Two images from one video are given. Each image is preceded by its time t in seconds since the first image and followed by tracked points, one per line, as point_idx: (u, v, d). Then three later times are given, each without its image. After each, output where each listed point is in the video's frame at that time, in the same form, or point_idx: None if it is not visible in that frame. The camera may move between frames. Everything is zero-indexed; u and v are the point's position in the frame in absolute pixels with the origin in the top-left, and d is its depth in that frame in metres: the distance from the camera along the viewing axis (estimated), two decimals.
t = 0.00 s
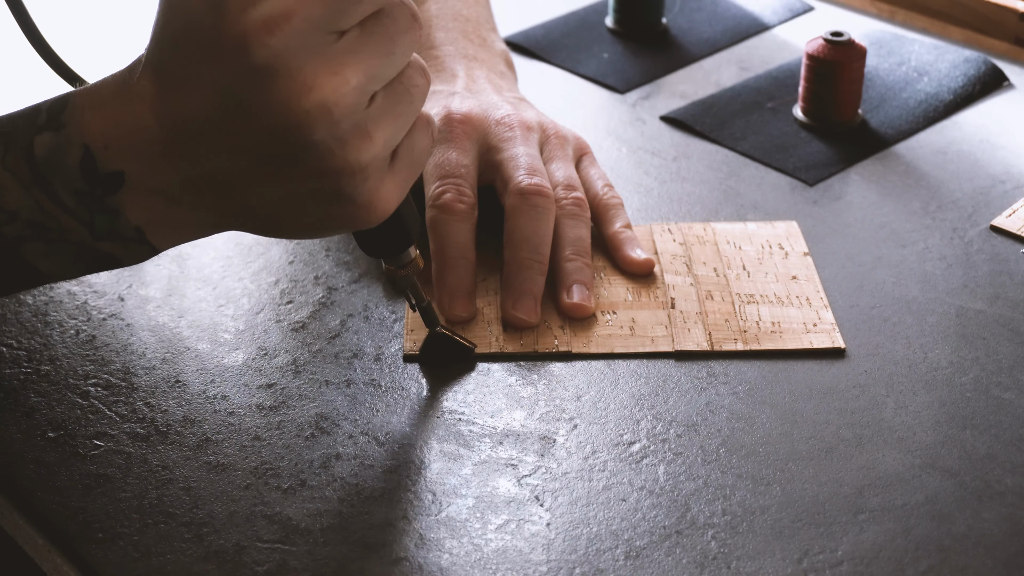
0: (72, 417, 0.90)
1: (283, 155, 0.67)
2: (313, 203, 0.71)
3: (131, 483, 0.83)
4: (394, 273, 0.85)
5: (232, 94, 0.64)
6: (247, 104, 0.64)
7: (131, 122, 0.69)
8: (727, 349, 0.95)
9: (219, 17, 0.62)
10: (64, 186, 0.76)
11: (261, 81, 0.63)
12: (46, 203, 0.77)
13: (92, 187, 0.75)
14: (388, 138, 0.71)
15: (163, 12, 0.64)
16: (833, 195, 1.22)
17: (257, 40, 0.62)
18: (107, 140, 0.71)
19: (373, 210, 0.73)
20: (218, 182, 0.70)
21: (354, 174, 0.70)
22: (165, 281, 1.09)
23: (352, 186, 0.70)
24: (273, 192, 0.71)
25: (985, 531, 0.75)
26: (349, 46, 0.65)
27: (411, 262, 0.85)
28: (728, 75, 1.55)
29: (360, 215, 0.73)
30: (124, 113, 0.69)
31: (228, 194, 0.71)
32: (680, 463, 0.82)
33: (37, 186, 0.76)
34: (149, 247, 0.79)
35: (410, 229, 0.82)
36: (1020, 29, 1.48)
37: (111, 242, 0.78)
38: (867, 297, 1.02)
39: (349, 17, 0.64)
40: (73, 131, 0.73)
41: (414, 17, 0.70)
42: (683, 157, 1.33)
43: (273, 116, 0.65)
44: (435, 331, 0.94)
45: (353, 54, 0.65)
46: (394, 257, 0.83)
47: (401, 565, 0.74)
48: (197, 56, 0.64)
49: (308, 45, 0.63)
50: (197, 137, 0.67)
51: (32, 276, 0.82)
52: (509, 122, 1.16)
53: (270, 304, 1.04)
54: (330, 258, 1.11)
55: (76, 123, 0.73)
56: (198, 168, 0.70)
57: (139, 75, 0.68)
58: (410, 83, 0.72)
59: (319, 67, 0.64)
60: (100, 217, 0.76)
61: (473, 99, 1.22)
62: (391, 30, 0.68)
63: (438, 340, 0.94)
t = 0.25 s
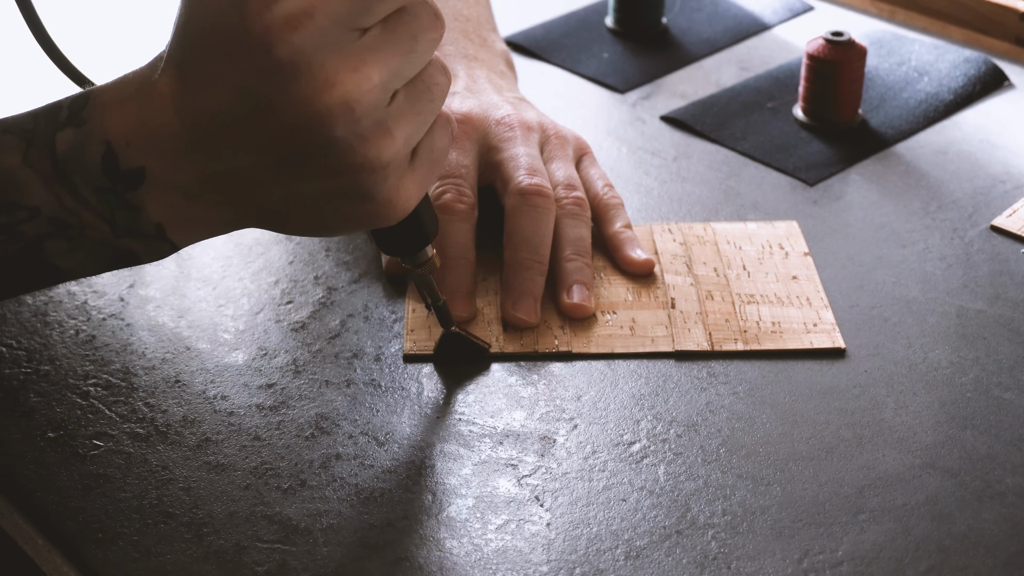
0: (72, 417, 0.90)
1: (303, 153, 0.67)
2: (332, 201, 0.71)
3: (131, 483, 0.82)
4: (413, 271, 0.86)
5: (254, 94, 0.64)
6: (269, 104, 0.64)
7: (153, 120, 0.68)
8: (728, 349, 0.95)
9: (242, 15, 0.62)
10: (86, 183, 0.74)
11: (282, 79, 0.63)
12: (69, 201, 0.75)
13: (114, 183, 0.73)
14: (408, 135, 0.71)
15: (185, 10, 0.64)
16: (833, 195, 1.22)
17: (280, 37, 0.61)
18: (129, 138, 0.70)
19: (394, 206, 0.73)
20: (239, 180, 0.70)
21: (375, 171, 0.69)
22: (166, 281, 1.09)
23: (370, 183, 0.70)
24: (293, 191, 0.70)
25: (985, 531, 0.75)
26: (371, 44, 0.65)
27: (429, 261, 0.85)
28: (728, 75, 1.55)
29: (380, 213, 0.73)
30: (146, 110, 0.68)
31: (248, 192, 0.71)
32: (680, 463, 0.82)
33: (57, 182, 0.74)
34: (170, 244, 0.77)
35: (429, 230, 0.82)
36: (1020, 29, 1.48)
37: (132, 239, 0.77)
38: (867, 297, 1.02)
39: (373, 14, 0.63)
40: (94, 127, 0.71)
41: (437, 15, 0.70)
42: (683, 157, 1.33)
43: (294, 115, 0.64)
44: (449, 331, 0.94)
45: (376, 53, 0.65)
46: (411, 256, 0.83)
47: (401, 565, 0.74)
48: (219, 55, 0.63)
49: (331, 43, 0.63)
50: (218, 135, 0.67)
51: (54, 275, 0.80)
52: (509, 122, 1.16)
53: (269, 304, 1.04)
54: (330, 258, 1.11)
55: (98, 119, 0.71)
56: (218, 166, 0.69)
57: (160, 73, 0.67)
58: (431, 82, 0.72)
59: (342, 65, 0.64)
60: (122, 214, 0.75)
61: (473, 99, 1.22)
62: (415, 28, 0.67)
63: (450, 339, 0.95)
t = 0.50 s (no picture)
0: (72, 417, 0.90)
1: (324, 150, 0.65)
2: (351, 199, 0.69)
3: (131, 483, 0.82)
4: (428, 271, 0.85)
5: (275, 90, 0.62)
6: (290, 101, 0.62)
7: (173, 117, 0.67)
8: (728, 349, 0.95)
9: (264, 11, 0.60)
10: (106, 181, 0.73)
11: (303, 76, 0.61)
12: (88, 198, 0.74)
13: (133, 181, 0.72)
14: (429, 135, 0.69)
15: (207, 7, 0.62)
16: (833, 195, 1.22)
17: (302, 33, 0.60)
18: (149, 136, 0.68)
19: (411, 206, 0.72)
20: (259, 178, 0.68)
21: (395, 170, 0.68)
22: (167, 281, 1.09)
23: (390, 181, 0.68)
24: (313, 189, 0.69)
25: (985, 531, 0.74)
26: (393, 43, 0.63)
27: (443, 262, 0.85)
28: (728, 75, 1.55)
29: (400, 212, 0.71)
30: (165, 107, 0.67)
31: (267, 190, 0.69)
32: (680, 463, 0.82)
33: (77, 180, 0.73)
34: (190, 241, 0.76)
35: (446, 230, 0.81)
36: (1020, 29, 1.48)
37: (152, 236, 0.75)
38: (867, 297, 1.02)
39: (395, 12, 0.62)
40: (114, 125, 0.70)
41: (457, 16, 0.69)
42: (683, 157, 1.33)
43: (314, 113, 0.63)
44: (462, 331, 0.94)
45: (398, 51, 0.64)
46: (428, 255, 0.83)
47: (400, 566, 0.74)
48: (239, 51, 0.62)
49: (352, 41, 0.61)
50: (238, 132, 0.65)
51: (72, 274, 0.79)
52: (509, 122, 1.16)
53: (269, 304, 1.04)
54: (330, 258, 1.11)
55: (119, 118, 0.70)
56: (237, 164, 0.67)
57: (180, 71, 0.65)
58: (450, 82, 0.70)
59: (364, 62, 0.62)
60: (142, 212, 0.73)
61: (473, 99, 1.22)
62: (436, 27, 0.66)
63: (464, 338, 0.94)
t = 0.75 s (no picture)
0: (72, 417, 0.90)
1: (351, 146, 0.65)
2: (375, 197, 0.69)
3: (131, 483, 0.82)
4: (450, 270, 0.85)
5: (303, 86, 0.63)
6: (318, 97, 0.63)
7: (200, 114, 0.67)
8: (728, 349, 0.95)
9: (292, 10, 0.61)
10: (134, 178, 0.73)
11: (331, 72, 0.62)
12: (117, 195, 0.75)
13: (160, 177, 0.72)
14: (455, 132, 0.69)
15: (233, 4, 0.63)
16: (833, 195, 1.22)
17: (330, 30, 0.61)
18: (177, 133, 0.69)
19: (437, 203, 0.71)
20: (286, 175, 0.68)
21: (422, 167, 0.68)
22: (167, 281, 1.09)
23: (415, 178, 0.68)
24: (339, 186, 0.69)
25: (985, 531, 0.75)
26: (420, 40, 0.64)
27: (467, 260, 0.85)
28: (728, 75, 1.55)
29: (424, 209, 0.71)
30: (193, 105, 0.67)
31: (294, 188, 0.69)
32: (680, 463, 0.82)
33: (105, 177, 0.74)
34: (216, 238, 0.76)
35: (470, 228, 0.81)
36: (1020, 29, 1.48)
37: (178, 233, 0.76)
38: (867, 297, 1.02)
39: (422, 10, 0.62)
40: (142, 122, 0.71)
41: (485, 14, 0.69)
42: (683, 157, 1.33)
43: (341, 108, 0.63)
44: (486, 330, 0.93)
45: (425, 48, 0.64)
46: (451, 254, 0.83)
47: (401, 565, 0.74)
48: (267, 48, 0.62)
49: (379, 39, 0.62)
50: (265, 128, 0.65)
51: (102, 272, 0.80)
52: (509, 122, 1.16)
53: (270, 304, 1.04)
54: (330, 258, 1.11)
55: (146, 116, 0.71)
56: (263, 162, 0.68)
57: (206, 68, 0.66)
58: (477, 80, 0.70)
59: (391, 58, 0.62)
60: (168, 208, 0.74)
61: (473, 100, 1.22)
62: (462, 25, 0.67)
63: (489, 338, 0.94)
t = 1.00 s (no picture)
0: (72, 417, 0.90)
1: (391, 143, 0.64)
2: (415, 194, 0.68)
3: (131, 483, 0.82)
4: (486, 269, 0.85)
5: (344, 83, 0.61)
6: (358, 95, 0.62)
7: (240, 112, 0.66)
8: (728, 349, 0.95)
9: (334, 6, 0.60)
10: (175, 176, 0.73)
11: (371, 68, 0.61)
12: (156, 193, 0.74)
13: (199, 174, 0.72)
14: (495, 129, 0.68)
15: None
16: (834, 195, 1.22)
17: (374, 26, 0.59)
18: (216, 129, 0.69)
19: (478, 200, 0.70)
20: (327, 172, 0.67)
21: (463, 164, 0.66)
22: (172, 282, 1.09)
23: (456, 176, 0.67)
24: (379, 183, 0.67)
25: (985, 531, 0.75)
26: (462, 36, 0.63)
27: (502, 258, 0.84)
28: (728, 75, 1.55)
29: (463, 208, 0.70)
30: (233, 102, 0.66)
31: (335, 184, 0.68)
32: (680, 463, 0.82)
33: (145, 175, 0.74)
34: (254, 236, 0.76)
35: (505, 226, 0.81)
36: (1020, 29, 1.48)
37: (217, 231, 0.76)
38: (867, 297, 1.02)
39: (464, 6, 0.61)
40: (181, 120, 0.70)
41: (522, 11, 0.68)
42: (683, 157, 1.33)
43: (382, 105, 0.62)
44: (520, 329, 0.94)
45: (468, 44, 0.63)
46: (486, 253, 0.82)
47: (401, 565, 0.74)
48: (306, 44, 0.61)
49: (422, 35, 0.61)
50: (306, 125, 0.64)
51: (140, 271, 0.79)
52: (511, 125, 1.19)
53: (270, 304, 1.04)
54: (330, 258, 1.11)
55: (185, 112, 0.70)
56: (305, 158, 0.67)
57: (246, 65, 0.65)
58: (516, 76, 0.69)
59: (434, 54, 0.61)
60: (208, 206, 0.74)
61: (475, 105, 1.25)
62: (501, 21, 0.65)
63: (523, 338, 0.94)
